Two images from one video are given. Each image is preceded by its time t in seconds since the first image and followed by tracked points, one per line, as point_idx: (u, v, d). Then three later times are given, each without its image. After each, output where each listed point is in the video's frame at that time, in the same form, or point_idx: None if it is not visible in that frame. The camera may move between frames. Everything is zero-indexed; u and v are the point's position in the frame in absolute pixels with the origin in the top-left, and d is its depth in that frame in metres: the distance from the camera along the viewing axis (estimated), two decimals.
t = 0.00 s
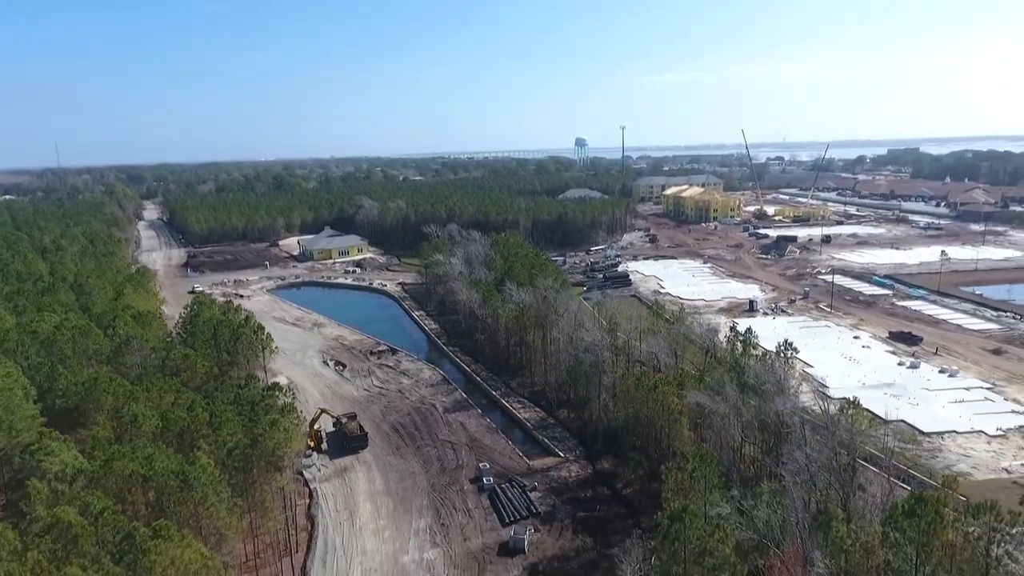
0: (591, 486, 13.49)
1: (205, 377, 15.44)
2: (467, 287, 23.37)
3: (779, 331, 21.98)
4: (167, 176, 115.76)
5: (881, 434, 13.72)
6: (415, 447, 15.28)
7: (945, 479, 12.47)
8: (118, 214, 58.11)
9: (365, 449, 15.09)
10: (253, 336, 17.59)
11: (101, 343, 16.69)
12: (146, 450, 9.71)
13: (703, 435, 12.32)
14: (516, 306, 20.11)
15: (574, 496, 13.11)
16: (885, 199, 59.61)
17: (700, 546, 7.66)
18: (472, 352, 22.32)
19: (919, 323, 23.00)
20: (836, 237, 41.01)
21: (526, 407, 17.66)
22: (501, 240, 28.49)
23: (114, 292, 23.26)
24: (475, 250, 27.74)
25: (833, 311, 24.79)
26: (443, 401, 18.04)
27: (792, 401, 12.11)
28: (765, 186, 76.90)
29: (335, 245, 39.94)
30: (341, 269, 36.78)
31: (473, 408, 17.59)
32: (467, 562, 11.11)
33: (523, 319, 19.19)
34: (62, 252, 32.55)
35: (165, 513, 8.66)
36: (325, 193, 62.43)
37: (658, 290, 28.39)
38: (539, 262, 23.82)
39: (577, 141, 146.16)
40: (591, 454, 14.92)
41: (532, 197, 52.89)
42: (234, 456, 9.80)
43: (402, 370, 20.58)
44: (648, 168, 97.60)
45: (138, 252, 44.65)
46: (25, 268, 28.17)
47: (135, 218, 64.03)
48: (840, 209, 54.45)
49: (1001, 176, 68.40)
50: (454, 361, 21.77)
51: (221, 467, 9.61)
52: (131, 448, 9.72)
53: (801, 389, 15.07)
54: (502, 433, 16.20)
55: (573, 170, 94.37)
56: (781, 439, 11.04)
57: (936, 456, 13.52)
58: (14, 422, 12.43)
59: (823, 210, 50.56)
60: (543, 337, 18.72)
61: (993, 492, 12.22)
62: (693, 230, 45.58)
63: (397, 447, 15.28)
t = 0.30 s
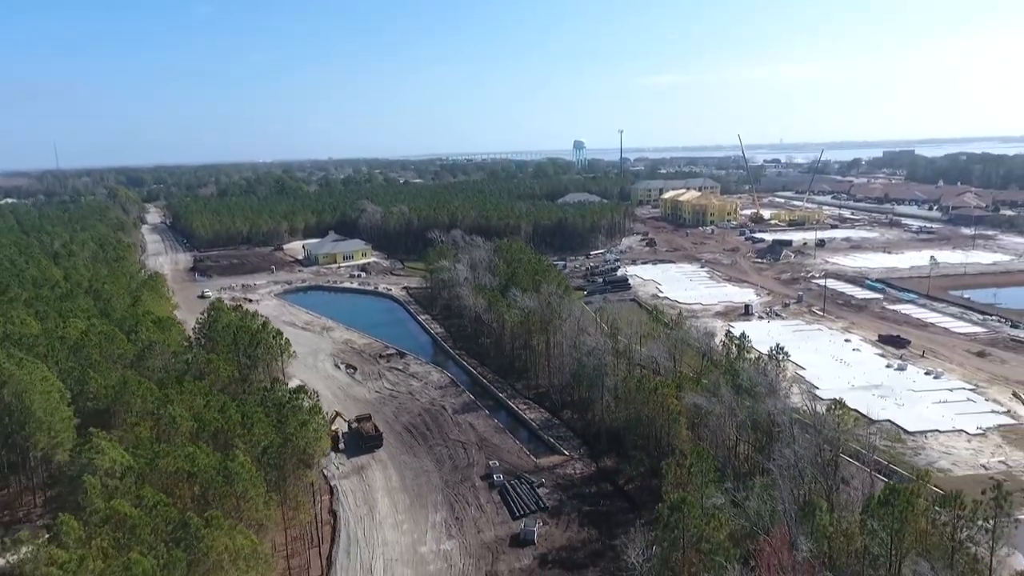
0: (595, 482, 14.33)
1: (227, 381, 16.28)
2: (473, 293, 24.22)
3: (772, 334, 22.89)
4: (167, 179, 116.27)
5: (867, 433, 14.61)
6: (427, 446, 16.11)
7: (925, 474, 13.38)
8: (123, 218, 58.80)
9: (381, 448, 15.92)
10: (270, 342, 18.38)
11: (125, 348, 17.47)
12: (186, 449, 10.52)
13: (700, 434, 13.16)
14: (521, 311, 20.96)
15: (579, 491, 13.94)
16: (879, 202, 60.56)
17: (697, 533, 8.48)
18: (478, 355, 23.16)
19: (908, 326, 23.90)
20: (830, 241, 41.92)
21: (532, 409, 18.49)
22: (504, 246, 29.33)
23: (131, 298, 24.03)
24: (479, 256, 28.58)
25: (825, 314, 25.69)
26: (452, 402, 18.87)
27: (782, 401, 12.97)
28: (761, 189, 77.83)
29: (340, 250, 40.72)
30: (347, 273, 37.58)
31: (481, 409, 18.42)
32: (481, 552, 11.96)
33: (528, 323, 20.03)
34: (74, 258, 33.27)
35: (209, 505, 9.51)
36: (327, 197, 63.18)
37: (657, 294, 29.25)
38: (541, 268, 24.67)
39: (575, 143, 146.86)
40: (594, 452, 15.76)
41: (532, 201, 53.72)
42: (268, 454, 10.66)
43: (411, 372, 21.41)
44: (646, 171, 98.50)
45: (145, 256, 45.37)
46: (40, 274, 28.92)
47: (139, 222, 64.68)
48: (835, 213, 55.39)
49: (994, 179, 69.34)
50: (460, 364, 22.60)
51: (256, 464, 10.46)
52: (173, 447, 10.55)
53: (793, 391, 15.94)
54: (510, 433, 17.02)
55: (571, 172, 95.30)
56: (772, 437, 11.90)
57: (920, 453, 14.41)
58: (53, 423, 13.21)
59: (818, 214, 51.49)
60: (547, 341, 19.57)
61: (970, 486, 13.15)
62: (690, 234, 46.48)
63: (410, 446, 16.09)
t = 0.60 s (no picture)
0: (594, 479, 15.13)
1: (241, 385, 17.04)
2: (474, 298, 25.01)
3: (762, 337, 23.79)
4: (161, 182, 116.28)
5: (850, 432, 15.50)
6: (433, 446, 16.88)
7: (903, 469, 14.28)
8: (120, 222, 59.12)
9: (389, 449, 16.66)
10: (281, 347, 19.13)
11: (140, 352, 18.14)
12: (214, 450, 11.26)
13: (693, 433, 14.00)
14: (520, 315, 21.78)
15: (579, 488, 14.74)
16: (867, 205, 61.72)
17: (689, 523, 9.22)
18: (479, 358, 23.95)
19: (892, 329, 24.85)
20: (819, 245, 42.91)
21: (532, 409, 19.29)
22: (502, 251, 30.13)
23: (140, 304, 24.64)
24: (478, 261, 29.37)
25: (813, 317, 26.63)
26: (456, 404, 19.66)
27: (769, 402, 13.81)
28: (753, 192, 78.89)
29: (339, 254, 41.37)
30: (347, 277, 38.24)
31: (483, 410, 19.22)
32: (488, 545, 12.74)
33: (528, 328, 20.85)
34: (78, 263, 33.77)
35: (240, 502, 10.28)
36: (324, 201, 63.74)
37: (651, 298, 30.12)
38: (540, 273, 25.49)
39: (568, 145, 147.66)
40: (592, 451, 16.56)
41: (528, 205, 54.52)
42: (290, 454, 11.47)
43: (415, 375, 22.17)
44: (639, 174, 99.49)
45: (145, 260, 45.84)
46: (47, 280, 29.44)
47: (136, 225, 64.99)
48: (824, 216, 56.46)
49: (980, 182, 70.65)
50: (462, 366, 23.38)
51: (281, 464, 11.26)
52: (201, 448, 11.29)
53: (780, 392, 16.81)
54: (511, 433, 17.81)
55: (565, 175, 96.24)
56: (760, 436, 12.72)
57: (900, 450, 15.30)
58: (80, 425, 13.93)
59: (808, 217, 52.54)
60: (546, 344, 20.39)
61: (944, 480, 14.06)
62: (683, 238, 47.40)
63: (417, 447, 16.84)
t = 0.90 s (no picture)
0: (584, 476, 15.96)
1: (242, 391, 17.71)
2: (465, 304, 25.78)
3: (742, 339, 24.81)
4: (144, 185, 115.41)
5: (823, 429, 16.48)
6: (429, 447, 17.60)
7: (872, 463, 15.27)
8: (106, 226, 58.97)
9: (386, 450, 17.35)
10: (281, 354, 19.90)
11: (142, 359, 18.67)
12: (227, 453, 11.91)
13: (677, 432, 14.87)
14: (511, 320, 22.58)
15: (570, 485, 15.56)
16: (844, 209, 63.32)
17: (673, 514, 10.03)
18: (470, 361, 24.71)
19: (865, 330, 26.02)
20: (797, 248, 44.24)
21: (523, 411, 20.09)
22: (491, 257, 30.88)
23: (136, 311, 25.07)
24: (469, 267, 30.12)
25: (791, 319, 27.74)
26: (450, 406, 20.39)
27: (748, 401, 14.74)
28: (734, 195, 80.35)
29: (329, 259, 41.86)
30: (337, 282, 38.77)
31: (476, 412, 19.98)
32: (486, 540, 13.51)
33: (518, 332, 21.67)
34: (68, 269, 33.93)
35: (255, 501, 10.96)
36: (312, 204, 64.06)
37: (635, 301, 31.08)
38: (529, 279, 26.31)
39: (552, 148, 148.69)
40: (581, 450, 17.40)
41: (514, 209, 55.30)
42: (300, 455, 12.19)
43: (409, 379, 22.86)
44: (622, 177, 100.86)
45: (133, 266, 45.95)
46: (40, 287, 29.65)
47: (121, 229, 64.80)
48: (803, 219, 57.95)
49: (952, 185, 72.68)
50: (454, 370, 24.12)
51: (291, 465, 11.97)
52: (214, 450, 11.94)
53: (758, 392, 17.78)
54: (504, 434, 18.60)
55: (551, 178, 97.31)
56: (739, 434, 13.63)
57: (869, 445, 16.33)
58: (91, 430, 14.48)
59: (787, 220, 53.96)
60: (537, 348, 21.21)
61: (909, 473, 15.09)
62: (666, 241, 48.53)
63: (413, 448, 17.54)
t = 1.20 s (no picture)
0: (580, 475, 16.76)
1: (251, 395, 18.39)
2: (463, 309, 26.53)
3: (731, 342, 25.72)
4: (135, 188, 115.10)
5: (807, 428, 17.38)
6: (432, 448, 18.34)
7: (852, 460, 16.18)
8: (100, 231, 59.15)
9: (391, 452, 18.07)
10: (287, 360, 20.60)
11: (152, 365, 19.28)
12: (245, 454, 12.63)
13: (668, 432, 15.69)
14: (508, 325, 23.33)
15: (567, 483, 16.36)
16: (831, 211, 64.57)
17: (666, 509, 10.85)
18: (468, 365, 25.43)
19: (848, 332, 27.01)
20: (785, 251, 45.28)
21: (520, 413, 20.85)
22: (487, 262, 31.63)
23: (140, 318, 25.60)
24: (466, 272, 30.85)
25: (778, 322, 28.68)
26: (450, 409, 21.11)
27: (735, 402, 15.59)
28: (723, 198, 81.47)
29: (326, 263, 42.43)
30: (334, 286, 39.36)
31: (475, 414, 20.73)
32: (489, 535, 14.27)
33: (516, 337, 22.44)
34: (68, 275, 34.32)
35: (274, 499, 11.71)
36: (306, 208, 64.48)
37: (627, 305, 31.92)
38: (524, 284, 27.09)
39: (544, 150, 149.47)
40: (578, 450, 18.19)
41: (507, 212, 56.05)
42: (314, 457, 13.04)
43: (409, 382, 23.56)
44: (614, 179, 101.92)
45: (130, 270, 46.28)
46: (42, 293, 30.04)
47: (115, 233, 64.88)
48: (791, 221, 59.09)
49: (936, 188, 74.21)
50: (452, 373, 24.83)
51: (306, 466, 12.75)
52: (233, 452, 12.64)
53: (746, 393, 18.65)
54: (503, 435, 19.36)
55: (543, 180, 98.18)
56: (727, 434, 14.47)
57: (851, 443, 17.24)
58: (110, 434, 15.08)
59: (775, 223, 55.08)
60: (533, 352, 21.99)
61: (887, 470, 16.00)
62: (657, 244, 49.46)
63: (417, 450, 18.26)
